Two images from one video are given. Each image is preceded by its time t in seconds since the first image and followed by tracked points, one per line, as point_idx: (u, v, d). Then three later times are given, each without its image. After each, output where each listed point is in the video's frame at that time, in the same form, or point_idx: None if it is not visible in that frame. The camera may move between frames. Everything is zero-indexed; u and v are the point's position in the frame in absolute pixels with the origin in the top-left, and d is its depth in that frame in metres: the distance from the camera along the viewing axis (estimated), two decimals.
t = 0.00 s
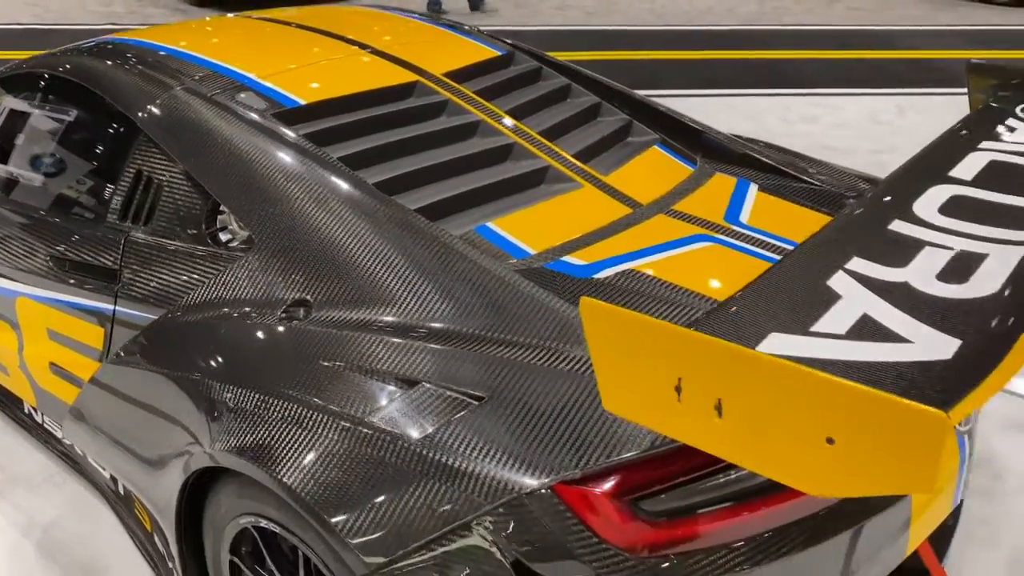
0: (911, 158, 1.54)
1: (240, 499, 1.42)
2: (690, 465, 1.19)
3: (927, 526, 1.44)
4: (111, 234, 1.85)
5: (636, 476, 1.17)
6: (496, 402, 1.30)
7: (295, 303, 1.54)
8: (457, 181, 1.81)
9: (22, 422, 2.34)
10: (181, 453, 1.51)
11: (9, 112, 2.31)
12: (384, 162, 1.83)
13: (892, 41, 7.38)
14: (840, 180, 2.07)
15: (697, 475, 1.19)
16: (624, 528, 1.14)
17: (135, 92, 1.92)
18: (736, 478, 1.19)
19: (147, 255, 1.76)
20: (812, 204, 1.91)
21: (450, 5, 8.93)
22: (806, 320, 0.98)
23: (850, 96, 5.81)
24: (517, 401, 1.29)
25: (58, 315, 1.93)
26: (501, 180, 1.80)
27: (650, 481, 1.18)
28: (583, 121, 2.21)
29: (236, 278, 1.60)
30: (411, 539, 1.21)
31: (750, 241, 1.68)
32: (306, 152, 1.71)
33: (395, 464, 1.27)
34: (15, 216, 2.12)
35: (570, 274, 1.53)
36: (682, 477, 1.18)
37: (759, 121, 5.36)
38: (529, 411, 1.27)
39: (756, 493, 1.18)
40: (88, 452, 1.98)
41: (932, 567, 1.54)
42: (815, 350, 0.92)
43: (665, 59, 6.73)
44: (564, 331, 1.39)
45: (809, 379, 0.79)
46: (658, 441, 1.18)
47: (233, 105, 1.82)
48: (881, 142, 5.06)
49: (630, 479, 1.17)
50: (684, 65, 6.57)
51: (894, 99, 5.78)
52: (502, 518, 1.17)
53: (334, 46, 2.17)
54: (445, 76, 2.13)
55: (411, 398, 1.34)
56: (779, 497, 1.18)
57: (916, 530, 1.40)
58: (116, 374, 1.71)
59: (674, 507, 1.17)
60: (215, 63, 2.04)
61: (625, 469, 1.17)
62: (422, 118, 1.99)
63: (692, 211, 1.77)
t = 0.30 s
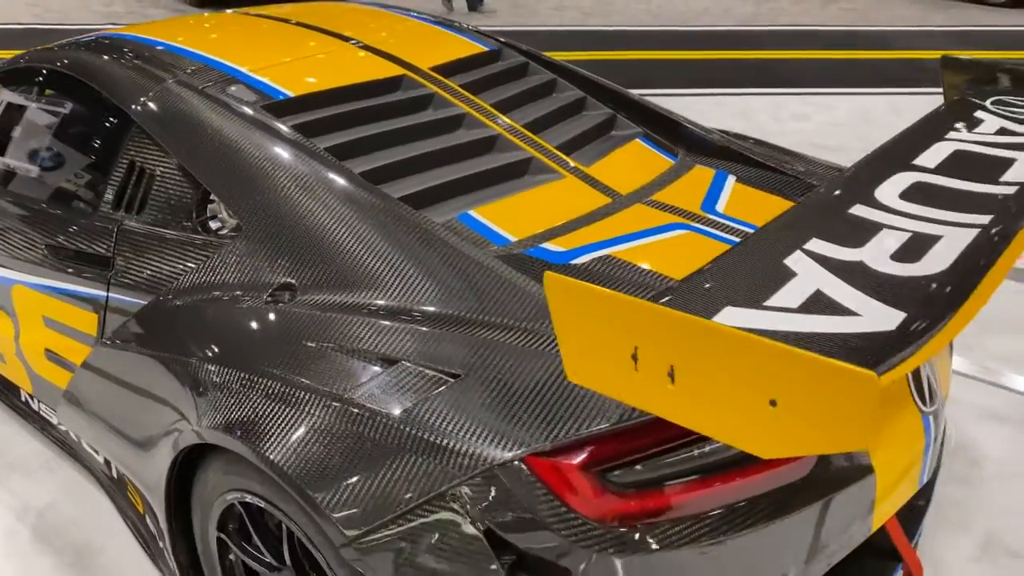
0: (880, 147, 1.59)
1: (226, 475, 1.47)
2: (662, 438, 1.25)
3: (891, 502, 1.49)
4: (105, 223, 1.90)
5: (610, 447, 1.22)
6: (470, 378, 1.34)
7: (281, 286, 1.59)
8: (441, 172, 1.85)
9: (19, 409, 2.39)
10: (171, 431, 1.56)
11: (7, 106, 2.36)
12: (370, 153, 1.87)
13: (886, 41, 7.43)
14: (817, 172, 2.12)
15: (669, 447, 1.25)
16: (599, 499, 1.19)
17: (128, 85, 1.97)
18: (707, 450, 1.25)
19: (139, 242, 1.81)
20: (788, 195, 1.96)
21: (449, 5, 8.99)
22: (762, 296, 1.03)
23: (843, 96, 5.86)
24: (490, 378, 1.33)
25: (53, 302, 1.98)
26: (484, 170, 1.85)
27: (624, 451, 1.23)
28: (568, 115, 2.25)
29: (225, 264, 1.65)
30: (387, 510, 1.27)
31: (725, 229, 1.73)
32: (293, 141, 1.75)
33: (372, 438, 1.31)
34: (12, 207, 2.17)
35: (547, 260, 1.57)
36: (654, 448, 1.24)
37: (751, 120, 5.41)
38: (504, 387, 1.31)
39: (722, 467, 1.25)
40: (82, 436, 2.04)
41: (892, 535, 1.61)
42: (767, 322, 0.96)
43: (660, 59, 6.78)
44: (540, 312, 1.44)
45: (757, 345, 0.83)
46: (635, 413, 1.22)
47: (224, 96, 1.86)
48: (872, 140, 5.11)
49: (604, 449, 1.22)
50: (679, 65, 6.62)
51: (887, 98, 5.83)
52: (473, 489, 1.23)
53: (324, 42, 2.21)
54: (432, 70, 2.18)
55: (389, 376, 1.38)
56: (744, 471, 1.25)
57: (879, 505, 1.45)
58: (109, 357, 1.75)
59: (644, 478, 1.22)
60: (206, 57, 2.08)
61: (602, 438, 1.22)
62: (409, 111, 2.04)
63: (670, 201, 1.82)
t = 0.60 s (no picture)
0: (856, 140, 1.63)
1: (217, 457, 1.52)
2: (643, 416, 1.30)
3: (865, 486, 1.51)
4: (103, 215, 1.94)
5: (596, 425, 1.28)
6: (453, 362, 1.38)
7: (271, 274, 1.63)
8: (430, 165, 1.90)
9: (19, 398, 2.43)
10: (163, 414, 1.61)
11: (8, 100, 2.41)
12: (361, 146, 1.91)
13: (884, 41, 7.45)
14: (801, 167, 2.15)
15: (650, 425, 1.29)
16: (576, 478, 1.24)
17: (125, 79, 2.01)
18: (687, 430, 1.30)
19: (135, 232, 1.85)
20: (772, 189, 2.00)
21: (450, 5, 9.04)
22: (728, 279, 1.07)
23: (839, 96, 5.89)
24: (472, 361, 1.37)
25: (52, 292, 2.03)
26: (473, 163, 1.89)
27: (607, 430, 1.28)
28: (557, 111, 2.30)
29: (218, 252, 1.69)
30: (371, 488, 1.32)
31: (706, 220, 1.77)
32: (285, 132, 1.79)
33: (356, 419, 1.36)
34: (13, 200, 2.22)
35: (532, 250, 1.60)
36: (636, 426, 1.29)
37: (747, 120, 5.45)
38: (485, 370, 1.35)
39: (697, 447, 1.29)
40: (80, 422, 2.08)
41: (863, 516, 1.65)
42: (732, 302, 1.00)
43: (658, 59, 6.82)
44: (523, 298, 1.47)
45: (714, 319, 0.87)
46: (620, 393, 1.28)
47: (219, 90, 1.90)
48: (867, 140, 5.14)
49: (589, 427, 1.28)
50: (677, 65, 6.65)
51: (883, 98, 5.85)
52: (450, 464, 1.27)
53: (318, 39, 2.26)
54: (423, 66, 2.22)
55: (374, 359, 1.42)
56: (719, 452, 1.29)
57: (853, 488, 1.48)
58: (105, 344, 1.80)
59: (620, 458, 1.27)
60: (202, 52, 2.12)
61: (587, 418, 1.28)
62: (400, 106, 2.08)
63: (654, 193, 1.86)
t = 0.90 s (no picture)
0: (844, 132, 1.65)
1: (212, 439, 1.55)
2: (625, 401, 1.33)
3: (851, 474, 1.52)
4: (104, 204, 1.98)
5: (582, 407, 1.31)
6: (442, 346, 1.41)
7: (268, 261, 1.66)
8: (425, 156, 1.92)
9: (22, 386, 2.47)
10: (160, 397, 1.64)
11: (13, 92, 2.44)
12: (357, 138, 1.95)
13: (888, 41, 7.45)
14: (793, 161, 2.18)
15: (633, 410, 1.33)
16: (561, 460, 1.27)
17: (127, 71, 2.04)
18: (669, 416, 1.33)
19: (136, 221, 1.88)
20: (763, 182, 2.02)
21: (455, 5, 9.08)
22: (707, 262, 1.10)
23: (841, 95, 5.90)
24: (461, 345, 1.40)
25: (54, 280, 2.06)
26: (467, 155, 1.92)
27: (590, 413, 1.31)
28: (553, 105, 2.32)
29: (215, 240, 1.73)
30: (361, 468, 1.34)
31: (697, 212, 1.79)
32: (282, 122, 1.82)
33: (346, 401, 1.39)
34: (17, 190, 2.25)
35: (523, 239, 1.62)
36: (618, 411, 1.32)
37: (748, 119, 5.46)
38: (473, 354, 1.38)
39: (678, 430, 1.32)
40: (81, 409, 2.11)
41: (856, 508, 1.64)
42: (708, 284, 1.03)
43: (661, 58, 6.83)
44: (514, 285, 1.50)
45: (687, 298, 0.89)
46: (607, 375, 1.31)
47: (218, 82, 1.94)
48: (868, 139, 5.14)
49: (575, 409, 1.31)
50: (680, 64, 6.67)
51: (885, 98, 5.86)
52: (438, 442, 1.31)
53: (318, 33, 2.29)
54: (421, 60, 2.25)
55: (366, 343, 1.45)
56: (700, 437, 1.33)
57: (838, 476, 1.48)
58: (106, 331, 1.83)
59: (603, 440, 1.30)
60: (203, 45, 2.15)
61: (574, 399, 1.31)
62: (397, 99, 2.11)
63: (645, 185, 1.89)
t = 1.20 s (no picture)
0: (836, 127, 1.67)
1: (211, 422, 1.59)
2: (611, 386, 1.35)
3: (841, 464, 1.53)
4: (111, 195, 2.02)
5: (571, 391, 1.34)
6: (435, 331, 1.44)
7: (267, 250, 1.70)
8: (424, 149, 1.96)
9: (31, 374, 2.51)
10: (161, 381, 1.68)
11: (24, 85, 2.48)
12: (357, 130, 1.98)
13: (897, 43, 7.44)
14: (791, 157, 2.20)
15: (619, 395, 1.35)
16: (552, 444, 1.30)
17: (134, 64, 2.09)
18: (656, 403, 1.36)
19: (142, 211, 1.93)
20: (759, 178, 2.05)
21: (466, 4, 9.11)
22: (690, 249, 1.12)
23: (849, 96, 5.90)
24: (454, 330, 1.43)
25: (62, 269, 2.11)
26: (467, 148, 1.96)
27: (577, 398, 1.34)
28: (554, 101, 2.35)
29: (218, 229, 1.77)
30: (355, 450, 1.37)
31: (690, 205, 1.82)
32: (285, 114, 1.85)
33: (340, 384, 1.42)
34: (26, 181, 2.30)
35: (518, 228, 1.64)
36: (604, 397, 1.35)
37: (755, 119, 5.47)
38: (464, 340, 1.41)
39: (664, 416, 1.36)
40: (88, 397, 2.15)
41: (846, 499, 1.66)
42: (688, 269, 1.05)
43: (670, 58, 6.84)
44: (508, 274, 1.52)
45: (664, 281, 0.92)
46: (596, 360, 1.34)
47: (222, 75, 1.97)
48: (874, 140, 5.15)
49: (563, 393, 1.33)
50: (689, 64, 6.68)
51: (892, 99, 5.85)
52: (430, 423, 1.34)
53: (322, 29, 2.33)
54: (423, 55, 2.28)
55: (362, 329, 1.48)
56: (688, 422, 1.36)
57: (826, 466, 1.50)
58: (110, 317, 1.87)
59: (591, 424, 1.33)
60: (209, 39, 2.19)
61: (563, 384, 1.34)
62: (399, 93, 2.14)
63: (641, 179, 1.92)
